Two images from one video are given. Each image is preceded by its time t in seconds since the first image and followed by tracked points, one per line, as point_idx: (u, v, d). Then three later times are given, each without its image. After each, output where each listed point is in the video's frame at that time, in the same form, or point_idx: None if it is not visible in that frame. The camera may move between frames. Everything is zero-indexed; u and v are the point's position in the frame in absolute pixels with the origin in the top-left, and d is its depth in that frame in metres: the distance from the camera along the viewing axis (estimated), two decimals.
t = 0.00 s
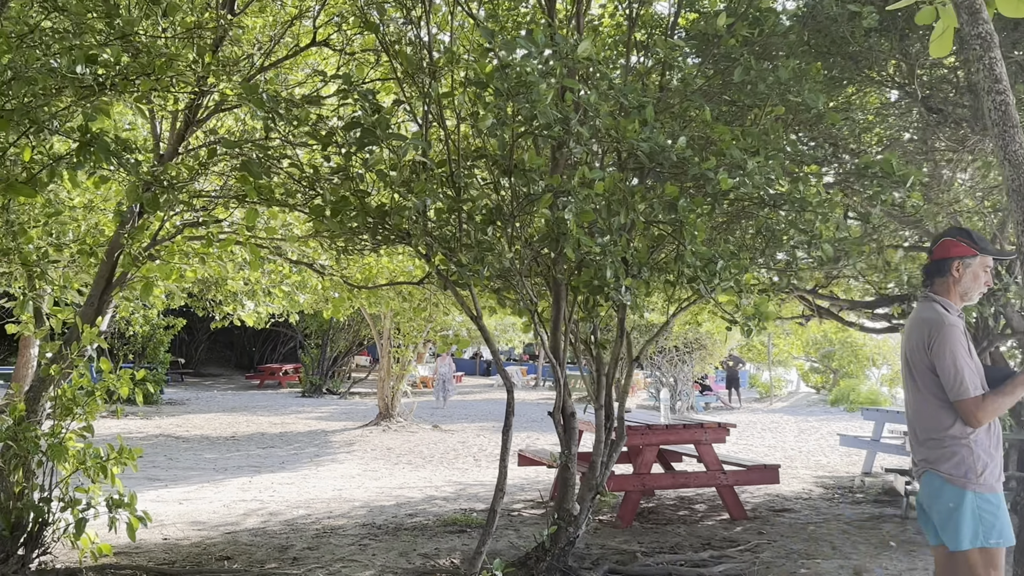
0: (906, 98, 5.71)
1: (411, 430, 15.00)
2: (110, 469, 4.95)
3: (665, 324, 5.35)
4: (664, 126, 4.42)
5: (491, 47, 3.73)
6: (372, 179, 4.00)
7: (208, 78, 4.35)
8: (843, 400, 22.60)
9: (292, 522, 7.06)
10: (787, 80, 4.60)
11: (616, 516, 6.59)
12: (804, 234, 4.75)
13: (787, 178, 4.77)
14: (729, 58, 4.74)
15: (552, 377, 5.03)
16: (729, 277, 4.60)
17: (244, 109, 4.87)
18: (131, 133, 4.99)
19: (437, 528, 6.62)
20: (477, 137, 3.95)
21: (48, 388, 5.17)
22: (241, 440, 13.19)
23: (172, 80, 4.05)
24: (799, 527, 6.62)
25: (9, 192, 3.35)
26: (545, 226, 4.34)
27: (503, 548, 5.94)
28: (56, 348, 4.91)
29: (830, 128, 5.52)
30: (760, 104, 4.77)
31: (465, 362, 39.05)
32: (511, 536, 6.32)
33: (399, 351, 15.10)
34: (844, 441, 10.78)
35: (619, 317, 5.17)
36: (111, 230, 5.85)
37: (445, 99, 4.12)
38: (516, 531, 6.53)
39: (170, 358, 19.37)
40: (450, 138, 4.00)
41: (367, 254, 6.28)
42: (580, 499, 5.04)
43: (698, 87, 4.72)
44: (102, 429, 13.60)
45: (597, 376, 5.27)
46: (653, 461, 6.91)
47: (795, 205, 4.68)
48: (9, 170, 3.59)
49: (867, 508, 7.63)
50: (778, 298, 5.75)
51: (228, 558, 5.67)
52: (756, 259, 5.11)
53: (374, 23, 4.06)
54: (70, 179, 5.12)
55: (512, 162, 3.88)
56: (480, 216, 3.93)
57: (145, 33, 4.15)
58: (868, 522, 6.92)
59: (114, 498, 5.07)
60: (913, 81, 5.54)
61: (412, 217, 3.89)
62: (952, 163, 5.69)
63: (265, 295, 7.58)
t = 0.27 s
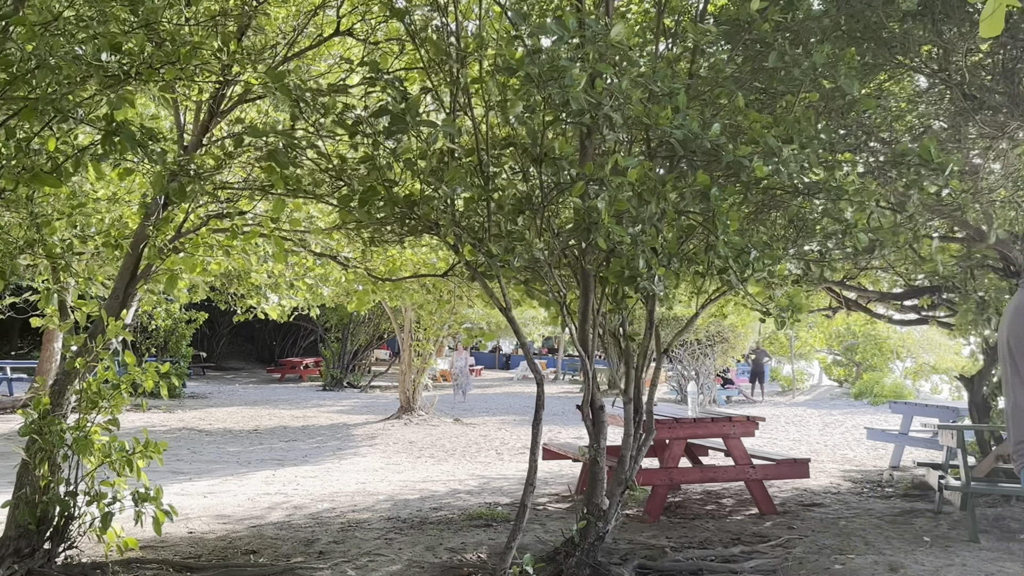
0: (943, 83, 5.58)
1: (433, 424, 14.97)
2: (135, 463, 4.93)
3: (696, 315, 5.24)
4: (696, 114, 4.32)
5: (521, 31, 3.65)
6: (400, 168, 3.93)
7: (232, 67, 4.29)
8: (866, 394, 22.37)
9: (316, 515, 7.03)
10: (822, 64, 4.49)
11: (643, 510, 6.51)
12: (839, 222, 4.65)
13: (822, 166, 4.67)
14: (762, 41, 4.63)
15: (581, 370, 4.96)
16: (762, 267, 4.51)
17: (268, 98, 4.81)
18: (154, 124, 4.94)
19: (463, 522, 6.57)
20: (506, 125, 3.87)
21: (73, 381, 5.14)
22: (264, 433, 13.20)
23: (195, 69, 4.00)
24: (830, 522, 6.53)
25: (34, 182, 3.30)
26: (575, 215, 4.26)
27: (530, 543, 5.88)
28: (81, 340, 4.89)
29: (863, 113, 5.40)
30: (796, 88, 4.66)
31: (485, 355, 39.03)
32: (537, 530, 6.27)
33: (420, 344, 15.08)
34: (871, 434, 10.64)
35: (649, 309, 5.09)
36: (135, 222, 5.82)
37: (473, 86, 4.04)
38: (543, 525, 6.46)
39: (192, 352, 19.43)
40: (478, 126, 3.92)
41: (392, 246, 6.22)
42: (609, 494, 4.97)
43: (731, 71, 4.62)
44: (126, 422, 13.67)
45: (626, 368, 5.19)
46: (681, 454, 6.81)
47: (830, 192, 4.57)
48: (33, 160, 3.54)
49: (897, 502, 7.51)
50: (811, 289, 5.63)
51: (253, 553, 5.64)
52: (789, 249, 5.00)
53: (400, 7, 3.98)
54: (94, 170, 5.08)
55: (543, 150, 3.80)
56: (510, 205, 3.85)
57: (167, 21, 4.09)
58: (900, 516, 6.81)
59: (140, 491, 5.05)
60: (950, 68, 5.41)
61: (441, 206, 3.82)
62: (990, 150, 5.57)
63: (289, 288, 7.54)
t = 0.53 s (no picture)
0: (979, 66, 5.45)
1: (452, 415, 14.93)
2: (161, 455, 4.88)
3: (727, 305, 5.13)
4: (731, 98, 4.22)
5: (555, 13, 3.55)
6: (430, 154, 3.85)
7: (257, 53, 4.21)
8: (887, 384, 22.19)
9: (340, 507, 6.99)
10: (859, 46, 4.37)
11: (670, 503, 6.42)
12: (876, 208, 4.54)
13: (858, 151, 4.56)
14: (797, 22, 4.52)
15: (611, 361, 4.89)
16: (798, 255, 4.41)
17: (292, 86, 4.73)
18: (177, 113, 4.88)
19: (488, 515, 6.50)
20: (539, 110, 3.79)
21: (97, 372, 5.08)
22: (283, 425, 13.19)
23: (220, 55, 3.92)
24: (861, 514, 6.43)
25: (61, 169, 3.23)
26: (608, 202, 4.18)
27: (558, 535, 5.81)
28: (105, 332, 4.84)
29: (897, 96, 5.28)
30: (832, 71, 4.54)
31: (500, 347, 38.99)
32: (564, 522, 6.19)
33: (438, 335, 15.02)
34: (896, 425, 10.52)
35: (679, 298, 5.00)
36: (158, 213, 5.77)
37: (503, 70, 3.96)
38: (569, 517, 6.39)
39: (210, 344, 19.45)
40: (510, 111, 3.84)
41: (416, 236, 6.15)
42: (640, 486, 4.88)
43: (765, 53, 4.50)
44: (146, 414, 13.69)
45: (656, 359, 5.09)
46: (708, 446, 6.72)
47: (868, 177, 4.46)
48: (59, 147, 3.48)
49: (928, 494, 7.40)
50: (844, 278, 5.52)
51: (279, 545, 5.61)
52: (824, 236, 4.90)
53: None
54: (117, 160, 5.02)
55: (576, 136, 3.71)
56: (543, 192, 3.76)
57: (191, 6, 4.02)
58: (932, 508, 6.70)
59: (165, 484, 5.01)
60: (987, 50, 5.27)
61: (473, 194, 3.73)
62: None
63: (310, 279, 7.49)
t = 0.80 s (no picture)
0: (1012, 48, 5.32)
1: (466, 406, 14.87)
2: (179, 447, 4.81)
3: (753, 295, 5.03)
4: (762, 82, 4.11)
5: None
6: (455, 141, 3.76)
7: (277, 38, 4.11)
8: (903, 374, 22.02)
9: (359, 500, 6.94)
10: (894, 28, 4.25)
11: (693, 495, 6.33)
12: (910, 195, 4.43)
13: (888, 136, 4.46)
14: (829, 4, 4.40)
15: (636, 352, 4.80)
16: (829, 243, 4.32)
17: (312, 72, 4.64)
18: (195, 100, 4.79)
19: (509, 507, 6.43)
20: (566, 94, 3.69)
21: (115, 364, 5.01)
22: (298, 416, 13.16)
23: (240, 41, 3.83)
24: (887, 507, 6.33)
25: (81, 158, 3.15)
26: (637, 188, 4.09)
27: (580, 529, 5.73)
28: (123, 323, 4.76)
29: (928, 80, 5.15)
30: (865, 54, 4.42)
31: (511, 337, 38.90)
32: (585, 515, 6.11)
33: (452, 325, 14.96)
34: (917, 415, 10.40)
35: (706, 288, 4.90)
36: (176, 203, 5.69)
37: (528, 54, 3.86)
38: (590, 510, 6.31)
39: (224, 335, 19.45)
40: (537, 96, 3.74)
41: (435, 226, 6.06)
42: (666, 479, 4.80)
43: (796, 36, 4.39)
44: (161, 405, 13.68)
45: (681, 350, 5.00)
46: (731, 438, 6.62)
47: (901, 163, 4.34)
48: (78, 135, 3.39)
49: (953, 486, 7.30)
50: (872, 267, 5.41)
51: (299, 538, 5.55)
52: (854, 223, 4.80)
53: None
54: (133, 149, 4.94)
55: (606, 121, 3.61)
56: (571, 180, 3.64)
57: None
58: (959, 500, 6.60)
59: (184, 477, 4.94)
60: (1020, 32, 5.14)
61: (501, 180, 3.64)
62: None
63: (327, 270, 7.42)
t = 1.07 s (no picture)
0: None
1: (477, 396, 14.81)
2: (194, 438, 4.76)
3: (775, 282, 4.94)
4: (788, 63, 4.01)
5: None
6: (476, 124, 3.67)
7: (291, 20, 4.02)
8: (914, 363, 21.90)
9: (373, 490, 6.89)
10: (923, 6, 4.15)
11: (711, 486, 6.25)
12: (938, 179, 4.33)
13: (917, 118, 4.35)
14: None
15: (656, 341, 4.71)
16: (857, 228, 4.22)
17: (326, 56, 4.55)
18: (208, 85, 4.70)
19: (524, 497, 6.36)
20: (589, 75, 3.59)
21: (129, 354, 4.95)
22: (309, 406, 13.12)
23: (254, 22, 3.74)
24: (909, 497, 6.25)
25: (96, 142, 3.07)
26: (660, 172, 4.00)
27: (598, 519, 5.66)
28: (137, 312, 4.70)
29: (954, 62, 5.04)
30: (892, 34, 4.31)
31: (520, 327, 38.83)
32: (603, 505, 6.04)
33: (462, 315, 14.90)
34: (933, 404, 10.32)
35: (727, 275, 4.81)
36: (188, 190, 5.62)
37: (549, 34, 3.76)
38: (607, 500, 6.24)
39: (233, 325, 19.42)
40: (558, 77, 3.64)
41: (450, 213, 5.98)
42: (687, 470, 4.74)
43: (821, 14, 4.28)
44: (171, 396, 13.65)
45: (702, 338, 4.91)
46: (750, 428, 6.54)
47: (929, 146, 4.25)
48: (92, 119, 3.31)
49: (973, 476, 7.21)
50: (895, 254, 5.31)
51: (315, 529, 5.50)
52: (880, 208, 4.70)
53: None
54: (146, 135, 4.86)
55: (631, 102, 3.51)
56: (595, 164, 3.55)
57: None
58: (981, 490, 6.52)
59: (199, 468, 4.89)
60: None
61: (523, 164, 3.55)
62: None
63: (340, 258, 7.34)
